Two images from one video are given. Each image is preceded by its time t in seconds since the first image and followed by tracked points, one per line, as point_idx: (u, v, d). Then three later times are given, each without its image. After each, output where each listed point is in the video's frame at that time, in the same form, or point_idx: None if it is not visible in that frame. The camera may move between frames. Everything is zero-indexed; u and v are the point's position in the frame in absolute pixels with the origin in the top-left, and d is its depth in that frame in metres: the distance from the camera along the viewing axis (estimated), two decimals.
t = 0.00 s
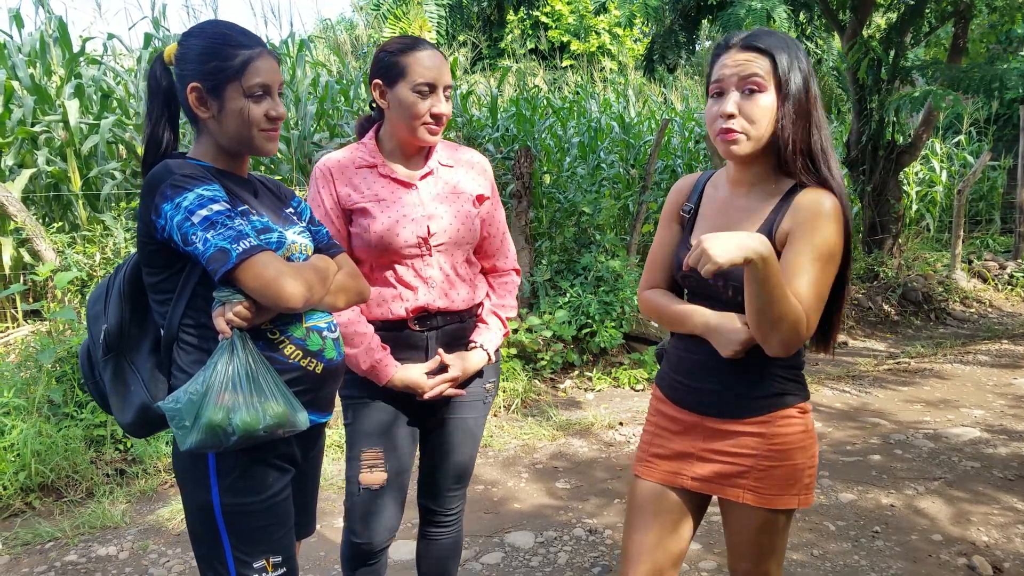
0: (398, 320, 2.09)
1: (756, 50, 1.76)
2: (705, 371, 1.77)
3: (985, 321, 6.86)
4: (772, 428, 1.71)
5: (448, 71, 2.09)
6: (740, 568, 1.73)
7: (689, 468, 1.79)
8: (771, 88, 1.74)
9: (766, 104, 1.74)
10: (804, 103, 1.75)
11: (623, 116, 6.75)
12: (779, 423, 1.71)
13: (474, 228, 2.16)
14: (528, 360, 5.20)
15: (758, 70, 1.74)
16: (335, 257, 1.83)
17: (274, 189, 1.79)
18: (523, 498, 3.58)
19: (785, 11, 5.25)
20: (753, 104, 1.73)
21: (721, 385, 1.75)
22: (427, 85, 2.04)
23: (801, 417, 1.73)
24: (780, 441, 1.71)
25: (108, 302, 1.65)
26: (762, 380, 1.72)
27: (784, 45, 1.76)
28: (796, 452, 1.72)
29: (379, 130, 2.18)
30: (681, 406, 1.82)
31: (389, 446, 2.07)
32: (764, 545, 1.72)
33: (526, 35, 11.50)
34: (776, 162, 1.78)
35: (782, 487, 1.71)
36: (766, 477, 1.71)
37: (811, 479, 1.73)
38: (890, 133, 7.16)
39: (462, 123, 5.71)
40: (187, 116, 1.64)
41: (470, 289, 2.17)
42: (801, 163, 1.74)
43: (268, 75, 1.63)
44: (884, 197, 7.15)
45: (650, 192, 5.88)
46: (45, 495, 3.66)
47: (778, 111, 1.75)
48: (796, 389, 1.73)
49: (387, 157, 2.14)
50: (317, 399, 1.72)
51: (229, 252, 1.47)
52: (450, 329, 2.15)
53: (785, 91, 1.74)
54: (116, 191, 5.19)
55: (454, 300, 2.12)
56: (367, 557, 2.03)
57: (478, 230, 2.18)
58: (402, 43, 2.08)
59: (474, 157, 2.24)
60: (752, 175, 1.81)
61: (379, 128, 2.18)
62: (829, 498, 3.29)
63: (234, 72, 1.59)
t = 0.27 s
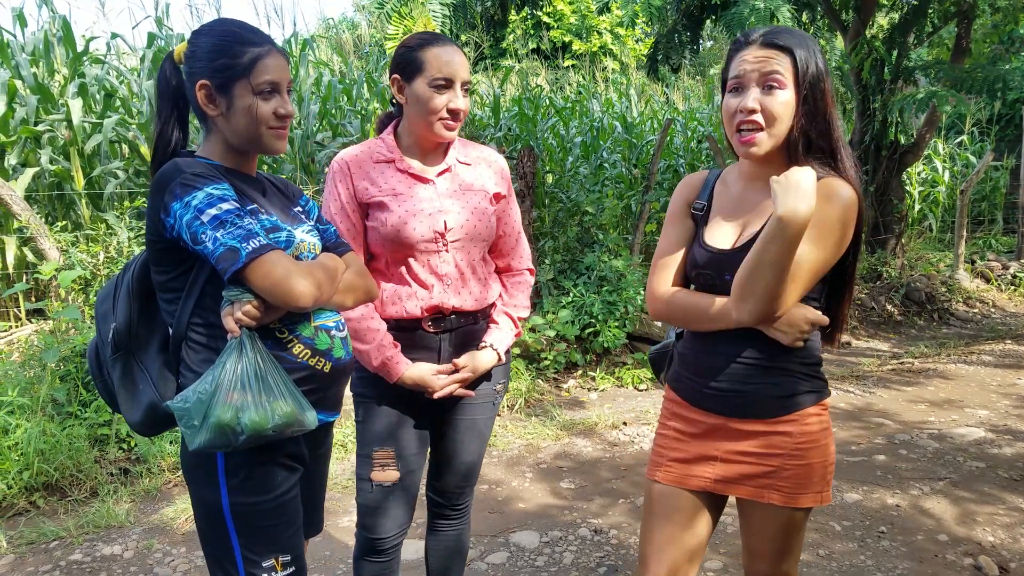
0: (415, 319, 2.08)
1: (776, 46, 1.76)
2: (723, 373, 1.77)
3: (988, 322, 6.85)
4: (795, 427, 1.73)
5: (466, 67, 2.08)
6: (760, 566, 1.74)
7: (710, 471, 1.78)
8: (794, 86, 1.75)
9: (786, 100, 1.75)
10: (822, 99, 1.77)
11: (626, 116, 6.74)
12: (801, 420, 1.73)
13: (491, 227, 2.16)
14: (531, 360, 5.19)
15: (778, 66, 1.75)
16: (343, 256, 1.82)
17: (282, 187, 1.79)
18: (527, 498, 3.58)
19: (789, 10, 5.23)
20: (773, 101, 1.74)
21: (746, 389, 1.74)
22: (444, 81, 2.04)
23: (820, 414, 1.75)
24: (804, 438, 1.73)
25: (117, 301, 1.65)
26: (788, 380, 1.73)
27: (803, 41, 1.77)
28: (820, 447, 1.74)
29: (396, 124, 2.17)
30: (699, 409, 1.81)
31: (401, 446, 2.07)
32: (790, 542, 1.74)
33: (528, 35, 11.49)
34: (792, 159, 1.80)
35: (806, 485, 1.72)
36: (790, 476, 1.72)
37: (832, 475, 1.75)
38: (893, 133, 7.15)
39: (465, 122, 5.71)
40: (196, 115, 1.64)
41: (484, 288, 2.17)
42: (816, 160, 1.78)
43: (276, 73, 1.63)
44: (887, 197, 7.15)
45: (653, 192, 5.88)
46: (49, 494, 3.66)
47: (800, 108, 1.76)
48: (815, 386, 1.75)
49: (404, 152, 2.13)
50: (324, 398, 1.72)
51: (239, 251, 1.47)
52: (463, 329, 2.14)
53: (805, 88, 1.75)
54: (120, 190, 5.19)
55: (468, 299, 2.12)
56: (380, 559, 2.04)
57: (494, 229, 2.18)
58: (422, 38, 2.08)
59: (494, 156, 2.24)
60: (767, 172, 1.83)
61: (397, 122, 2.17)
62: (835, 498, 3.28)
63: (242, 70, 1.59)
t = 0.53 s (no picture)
0: (426, 320, 2.08)
1: (782, 50, 1.77)
2: (732, 373, 1.77)
3: (991, 321, 6.85)
4: (803, 428, 1.72)
5: (477, 70, 2.09)
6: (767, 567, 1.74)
7: (717, 471, 1.78)
8: (801, 89, 1.76)
9: (793, 103, 1.75)
10: (832, 100, 1.77)
11: (628, 115, 6.74)
12: (809, 421, 1.72)
13: (501, 227, 2.17)
14: (534, 360, 5.20)
15: (783, 69, 1.75)
16: (351, 256, 1.82)
17: (290, 187, 1.79)
18: (531, 497, 3.58)
19: (793, 10, 5.22)
20: (779, 104, 1.75)
21: (753, 389, 1.74)
22: (456, 83, 2.04)
23: (828, 415, 1.75)
24: (812, 439, 1.72)
25: (126, 300, 1.65)
26: (795, 381, 1.73)
27: (809, 43, 1.78)
28: (828, 448, 1.73)
29: (406, 126, 2.17)
30: (707, 409, 1.81)
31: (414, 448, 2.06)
32: (798, 542, 1.73)
33: (530, 35, 11.48)
34: (804, 162, 1.80)
35: (813, 486, 1.72)
36: (796, 477, 1.72)
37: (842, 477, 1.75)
38: (895, 133, 7.14)
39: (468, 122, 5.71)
40: (204, 115, 1.65)
41: (496, 288, 2.18)
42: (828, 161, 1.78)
43: (283, 73, 1.63)
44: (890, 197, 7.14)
45: (656, 191, 5.88)
46: (53, 494, 3.67)
47: (808, 111, 1.76)
48: (824, 387, 1.74)
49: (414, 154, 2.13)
50: (332, 398, 1.72)
51: (246, 252, 1.47)
52: (475, 330, 2.15)
53: (813, 90, 1.75)
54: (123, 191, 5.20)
55: (481, 299, 2.12)
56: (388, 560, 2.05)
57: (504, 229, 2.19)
58: (433, 40, 2.08)
59: (502, 157, 2.25)
60: (780, 174, 1.82)
61: (406, 124, 2.17)
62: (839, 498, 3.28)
63: (249, 71, 1.59)
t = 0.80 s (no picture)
0: (430, 317, 2.06)
1: (764, 51, 1.75)
2: (735, 370, 1.76)
3: (993, 320, 6.83)
4: (804, 426, 1.71)
5: (479, 64, 2.07)
6: (766, 566, 1.73)
7: (716, 467, 1.77)
8: (783, 89, 1.73)
9: (780, 103, 1.73)
10: (824, 94, 1.73)
11: (629, 114, 6.73)
12: (810, 419, 1.71)
13: (504, 222, 2.16)
14: (535, 359, 5.18)
15: (767, 70, 1.73)
16: (352, 252, 1.81)
17: (290, 183, 1.78)
18: (532, 496, 3.57)
19: (794, 7, 5.20)
20: (767, 106, 1.73)
21: (753, 385, 1.73)
22: (458, 77, 2.03)
23: (829, 413, 1.73)
24: (812, 437, 1.71)
25: (125, 296, 1.64)
26: (797, 378, 1.71)
27: (794, 39, 1.74)
28: (828, 447, 1.71)
29: (407, 120, 2.16)
30: (709, 405, 1.80)
31: (417, 446, 2.05)
32: (797, 542, 1.72)
33: (531, 34, 11.47)
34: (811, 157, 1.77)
35: (813, 485, 1.70)
36: (796, 476, 1.70)
37: (843, 477, 1.74)
38: (897, 131, 7.12)
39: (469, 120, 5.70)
40: (204, 109, 1.63)
41: (499, 284, 2.17)
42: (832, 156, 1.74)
43: (283, 67, 1.61)
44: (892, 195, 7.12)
45: (657, 190, 5.87)
46: (53, 493, 3.66)
47: (796, 109, 1.73)
48: (826, 385, 1.73)
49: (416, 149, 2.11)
50: (332, 394, 1.71)
51: (245, 248, 1.46)
52: (478, 327, 2.14)
53: (797, 88, 1.72)
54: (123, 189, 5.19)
55: (485, 295, 2.11)
56: (387, 559, 2.03)
57: (506, 224, 2.18)
58: (435, 34, 2.06)
59: (502, 153, 2.25)
60: (787, 170, 1.80)
61: (407, 118, 2.16)
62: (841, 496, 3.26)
63: (248, 65, 1.58)
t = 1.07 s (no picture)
0: (420, 315, 2.05)
1: (756, 46, 1.74)
2: (729, 367, 1.74)
3: (994, 320, 6.80)
4: (798, 425, 1.69)
5: (470, 59, 2.06)
6: (759, 566, 1.72)
7: (709, 465, 1.76)
8: (772, 82, 1.71)
9: (768, 97, 1.71)
10: (816, 89, 1.71)
11: (629, 113, 6.71)
12: (804, 418, 1.69)
13: (495, 219, 2.14)
14: (534, 358, 5.17)
15: (757, 65, 1.72)
16: (344, 249, 1.80)
17: (282, 179, 1.77)
18: (529, 496, 3.55)
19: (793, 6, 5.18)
20: (756, 101, 1.71)
21: (747, 382, 1.72)
22: (449, 73, 2.02)
23: (824, 413, 1.71)
24: (805, 437, 1.69)
25: (115, 293, 1.63)
26: (792, 377, 1.70)
27: (786, 33, 1.72)
28: (821, 448, 1.70)
29: (399, 117, 2.15)
30: (703, 402, 1.79)
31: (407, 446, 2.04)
32: (790, 542, 1.71)
33: (532, 33, 11.45)
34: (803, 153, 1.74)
35: (806, 485, 1.69)
36: (789, 476, 1.69)
37: (838, 478, 1.72)
38: (897, 131, 7.10)
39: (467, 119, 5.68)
40: (194, 105, 1.62)
41: (490, 282, 2.15)
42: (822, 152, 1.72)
43: (273, 62, 1.60)
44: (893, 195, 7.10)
45: (656, 189, 5.85)
46: (48, 492, 3.65)
47: (786, 104, 1.72)
48: (822, 385, 1.72)
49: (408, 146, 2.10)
50: (324, 391, 1.70)
51: (234, 242, 1.45)
52: (469, 325, 2.12)
53: (788, 83, 1.70)
54: (121, 188, 5.18)
55: (476, 293, 2.10)
56: (378, 559, 2.02)
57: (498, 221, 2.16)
58: (426, 30, 2.05)
59: (496, 150, 2.23)
60: (783, 167, 1.78)
61: (399, 115, 2.15)
62: (839, 496, 3.25)
63: (238, 60, 1.57)
